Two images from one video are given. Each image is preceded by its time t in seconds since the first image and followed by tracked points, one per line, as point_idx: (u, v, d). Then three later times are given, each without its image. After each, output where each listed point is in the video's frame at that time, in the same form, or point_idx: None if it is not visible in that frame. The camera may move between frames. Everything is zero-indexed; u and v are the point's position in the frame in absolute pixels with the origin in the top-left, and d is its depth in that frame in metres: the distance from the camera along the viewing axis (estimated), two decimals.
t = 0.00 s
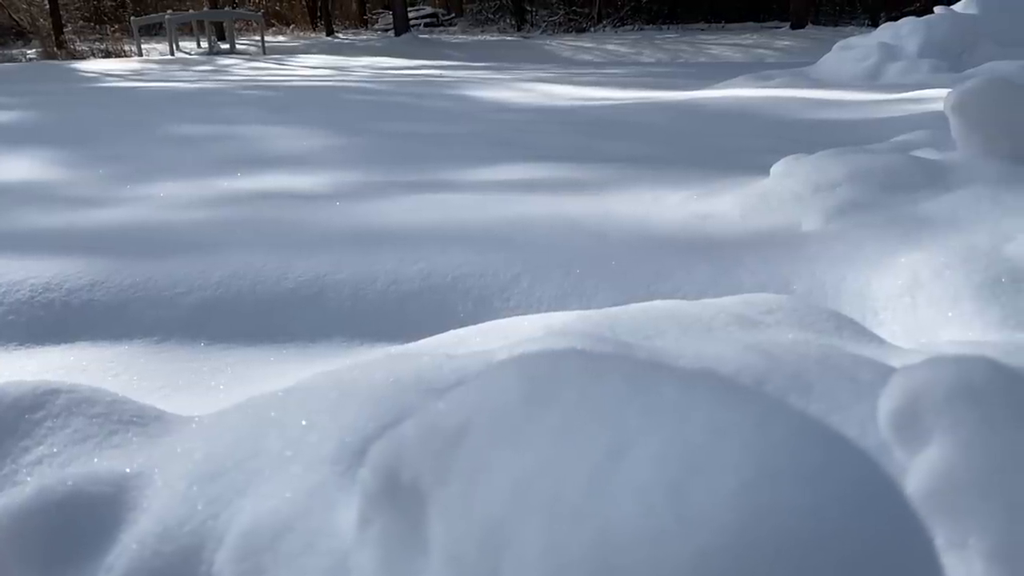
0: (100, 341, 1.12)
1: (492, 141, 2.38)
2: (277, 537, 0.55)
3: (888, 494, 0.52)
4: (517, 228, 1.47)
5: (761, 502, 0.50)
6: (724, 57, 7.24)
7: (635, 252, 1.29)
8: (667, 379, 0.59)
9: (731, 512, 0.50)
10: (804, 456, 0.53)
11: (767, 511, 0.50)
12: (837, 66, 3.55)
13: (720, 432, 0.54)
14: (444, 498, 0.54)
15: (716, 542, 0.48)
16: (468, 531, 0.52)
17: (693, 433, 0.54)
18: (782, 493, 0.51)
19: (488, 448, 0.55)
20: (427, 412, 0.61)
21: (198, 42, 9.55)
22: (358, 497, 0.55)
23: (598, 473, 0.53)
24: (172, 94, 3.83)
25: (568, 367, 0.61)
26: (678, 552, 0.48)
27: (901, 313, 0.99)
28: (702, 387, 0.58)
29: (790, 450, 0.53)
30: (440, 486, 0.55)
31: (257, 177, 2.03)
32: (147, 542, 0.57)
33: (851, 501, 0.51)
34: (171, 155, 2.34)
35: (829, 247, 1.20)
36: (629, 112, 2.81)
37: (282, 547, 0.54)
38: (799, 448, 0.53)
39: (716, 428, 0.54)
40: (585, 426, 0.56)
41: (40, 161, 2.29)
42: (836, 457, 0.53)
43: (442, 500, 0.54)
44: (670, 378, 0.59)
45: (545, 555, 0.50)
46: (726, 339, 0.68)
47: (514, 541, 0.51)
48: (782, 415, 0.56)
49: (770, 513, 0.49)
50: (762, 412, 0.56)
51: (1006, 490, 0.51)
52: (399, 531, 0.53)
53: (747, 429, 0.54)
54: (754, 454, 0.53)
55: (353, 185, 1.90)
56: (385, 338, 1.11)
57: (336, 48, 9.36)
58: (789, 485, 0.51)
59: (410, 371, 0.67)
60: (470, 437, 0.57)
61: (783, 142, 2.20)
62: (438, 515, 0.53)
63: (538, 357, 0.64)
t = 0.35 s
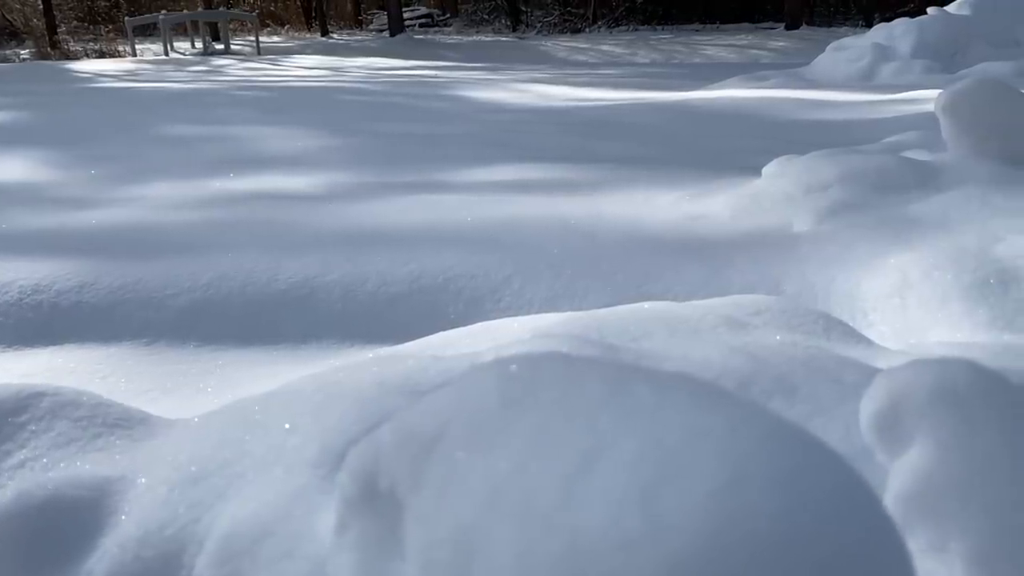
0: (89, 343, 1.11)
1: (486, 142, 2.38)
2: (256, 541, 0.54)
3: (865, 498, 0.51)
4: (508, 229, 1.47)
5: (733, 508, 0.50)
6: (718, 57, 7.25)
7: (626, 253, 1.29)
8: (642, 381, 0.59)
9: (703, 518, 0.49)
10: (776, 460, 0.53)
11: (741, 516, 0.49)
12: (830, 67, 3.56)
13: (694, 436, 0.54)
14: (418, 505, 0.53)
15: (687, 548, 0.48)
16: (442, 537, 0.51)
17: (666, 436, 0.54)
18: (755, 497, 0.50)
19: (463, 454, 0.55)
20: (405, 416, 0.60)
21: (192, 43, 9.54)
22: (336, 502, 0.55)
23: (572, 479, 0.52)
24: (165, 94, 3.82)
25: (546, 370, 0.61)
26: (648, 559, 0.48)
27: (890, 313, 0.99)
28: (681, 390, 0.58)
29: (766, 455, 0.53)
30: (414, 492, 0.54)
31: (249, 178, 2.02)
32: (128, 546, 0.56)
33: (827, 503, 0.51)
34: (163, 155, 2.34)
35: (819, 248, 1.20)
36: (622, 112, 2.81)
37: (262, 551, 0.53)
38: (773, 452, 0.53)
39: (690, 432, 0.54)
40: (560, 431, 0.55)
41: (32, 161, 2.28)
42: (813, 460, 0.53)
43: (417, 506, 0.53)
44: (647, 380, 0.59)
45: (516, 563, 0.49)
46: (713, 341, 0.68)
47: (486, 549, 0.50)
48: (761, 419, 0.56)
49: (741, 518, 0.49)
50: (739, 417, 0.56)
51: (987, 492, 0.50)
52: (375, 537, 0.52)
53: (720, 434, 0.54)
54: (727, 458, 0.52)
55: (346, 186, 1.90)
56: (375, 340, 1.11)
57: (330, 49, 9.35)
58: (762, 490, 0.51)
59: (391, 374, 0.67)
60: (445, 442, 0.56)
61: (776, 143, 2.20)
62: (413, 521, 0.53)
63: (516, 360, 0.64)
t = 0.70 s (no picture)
0: (77, 344, 1.11)
1: (479, 142, 2.38)
2: (236, 544, 0.55)
3: (839, 502, 0.51)
4: (500, 230, 1.47)
5: (701, 513, 0.49)
6: (713, 58, 7.25)
7: (617, 254, 1.29)
8: (617, 382, 0.58)
9: (670, 523, 0.49)
10: (748, 464, 0.52)
11: (709, 522, 0.49)
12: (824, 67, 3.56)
13: (667, 439, 0.53)
14: (392, 509, 0.53)
15: (657, 555, 0.47)
16: (413, 544, 0.50)
17: (637, 439, 0.53)
18: (724, 502, 0.50)
19: (435, 458, 0.54)
20: (380, 419, 0.59)
21: (187, 43, 9.52)
22: (311, 507, 0.55)
23: (541, 483, 0.51)
24: (158, 95, 3.81)
25: (523, 369, 0.60)
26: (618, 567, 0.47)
27: (880, 315, 0.99)
28: (659, 393, 0.57)
29: (738, 459, 0.52)
30: (390, 497, 0.53)
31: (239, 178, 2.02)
32: (107, 550, 0.56)
33: (797, 509, 0.50)
34: (155, 156, 2.33)
35: (810, 249, 1.20)
36: (615, 113, 2.81)
37: (241, 556, 0.54)
38: (745, 456, 0.52)
39: (662, 436, 0.53)
40: (531, 433, 0.54)
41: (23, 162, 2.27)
42: (787, 464, 0.52)
43: (387, 510, 0.53)
44: (624, 383, 0.58)
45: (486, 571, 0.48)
46: (699, 343, 0.68)
47: (457, 556, 0.49)
48: (739, 425, 0.55)
49: (709, 524, 0.49)
50: (716, 420, 0.55)
51: (965, 494, 0.50)
52: (350, 543, 0.52)
53: (692, 438, 0.53)
54: (698, 463, 0.51)
55: (339, 186, 1.90)
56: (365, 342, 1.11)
57: (324, 49, 9.34)
58: (732, 495, 0.50)
59: (369, 380, 0.66)
60: (417, 445, 0.55)
61: (769, 143, 2.20)
62: (385, 527, 0.52)
63: (491, 360, 0.62)
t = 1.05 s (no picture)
0: (63, 346, 1.10)
1: (471, 143, 2.38)
2: (212, 548, 0.54)
3: (815, 505, 0.51)
4: (490, 231, 1.46)
5: (666, 520, 0.49)
6: (706, 59, 7.26)
7: (606, 255, 1.29)
8: (589, 389, 0.59)
9: (635, 530, 0.49)
10: (713, 467, 0.52)
11: (675, 528, 0.49)
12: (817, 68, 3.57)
13: (634, 445, 0.54)
14: (361, 515, 0.53)
15: (622, 560, 0.48)
16: (381, 550, 0.51)
17: (605, 445, 0.54)
18: (690, 506, 0.50)
19: (404, 464, 0.55)
20: (352, 424, 0.60)
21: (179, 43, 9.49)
22: (285, 512, 0.55)
23: (509, 490, 0.52)
24: (149, 95, 3.80)
25: (494, 375, 0.60)
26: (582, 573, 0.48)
27: (868, 317, 0.99)
28: (632, 399, 0.58)
29: (706, 464, 0.53)
30: (360, 502, 0.54)
31: (230, 179, 2.01)
32: (84, 556, 0.56)
33: (765, 516, 0.50)
34: (145, 156, 2.32)
35: (798, 250, 1.20)
36: (607, 114, 2.81)
37: (217, 560, 0.54)
38: (712, 461, 0.53)
39: (630, 442, 0.54)
40: (503, 440, 0.55)
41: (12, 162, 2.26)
42: (756, 467, 0.53)
43: (357, 517, 0.53)
44: (595, 389, 0.59)
45: None
46: (683, 344, 0.68)
47: (423, 561, 0.50)
48: (712, 430, 0.56)
49: (675, 532, 0.49)
50: (686, 425, 0.56)
51: (941, 496, 0.50)
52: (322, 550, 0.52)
53: (660, 444, 0.54)
54: (664, 468, 0.52)
55: (330, 187, 1.89)
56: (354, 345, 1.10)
57: (318, 50, 9.33)
58: (698, 501, 0.50)
59: (347, 382, 0.66)
60: (390, 452, 0.56)
61: (760, 144, 2.21)
62: (356, 533, 0.52)
63: (466, 365, 0.63)
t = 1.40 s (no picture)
0: (52, 348, 1.09)
1: (465, 144, 2.37)
2: (188, 553, 0.55)
3: (795, 510, 0.51)
4: (482, 232, 1.46)
5: (631, 526, 0.49)
6: (701, 61, 7.27)
7: (597, 256, 1.29)
8: (562, 394, 0.59)
9: (599, 537, 0.49)
10: (679, 470, 0.53)
11: (639, 533, 0.49)
12: (811, 70, 3.58)
13: (601, 451, 0.54)
14: (332, 521, 0.53)
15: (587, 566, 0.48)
16: (349, 556, 0.51)
17: (574, 452, 0.54)
18: (654, 511, 0.50)
19: (374, 469, 0.55)
20: (327, 427, 0.60)
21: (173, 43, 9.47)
22: (258, 519, 0.55)
23: (475, 497, 0.52)
24: (142, 95, 3.79)
25: (468, 381, 0.60)
26: None
27: (856, 320, 0.99)
28: (606, 404, 0.58)
29: (676, 468, 0.53)
30: (330, 507, 0.54)
31: (224, 179, 2.00)
32: (61, 561, 0.57)
33: (733, 521, 0.50)
34: (137, 157, 2.31)
35: (788, 251, 1.21)
36: (601, 115, 2.81)
37: (193, 565, 0.55)
38: (679, 465, 0.53)
39: (597, 448, 0.54)
40: (472, 446, 0.55)
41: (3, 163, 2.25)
42: (726, 472, 0.53)
43: (326, 523, 0.54)
44: (568, 395, 0.59)
45: None
46: (669, 346, 0.68)
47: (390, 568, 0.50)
48: (685, 435, 0.56)
49: (640, 538, 0.49)
50: (660, 430, 0.56)
51: (918, 497, 0.50)
52: (292, 560, 0.53)
53: (630, 449, 0.54)
54: (632, 473, 0.52)
55: (324, 188, 1.89)
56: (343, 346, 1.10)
57: (312, 50, 9.31)
58: (665, 505, 0.50)
59: (326, 385, 0.66)
60: (360, 457, 0.56)
61: (753, 145, 2.21)
62: (326, 536, 0.53)
63: (441, 370, 0.63)
